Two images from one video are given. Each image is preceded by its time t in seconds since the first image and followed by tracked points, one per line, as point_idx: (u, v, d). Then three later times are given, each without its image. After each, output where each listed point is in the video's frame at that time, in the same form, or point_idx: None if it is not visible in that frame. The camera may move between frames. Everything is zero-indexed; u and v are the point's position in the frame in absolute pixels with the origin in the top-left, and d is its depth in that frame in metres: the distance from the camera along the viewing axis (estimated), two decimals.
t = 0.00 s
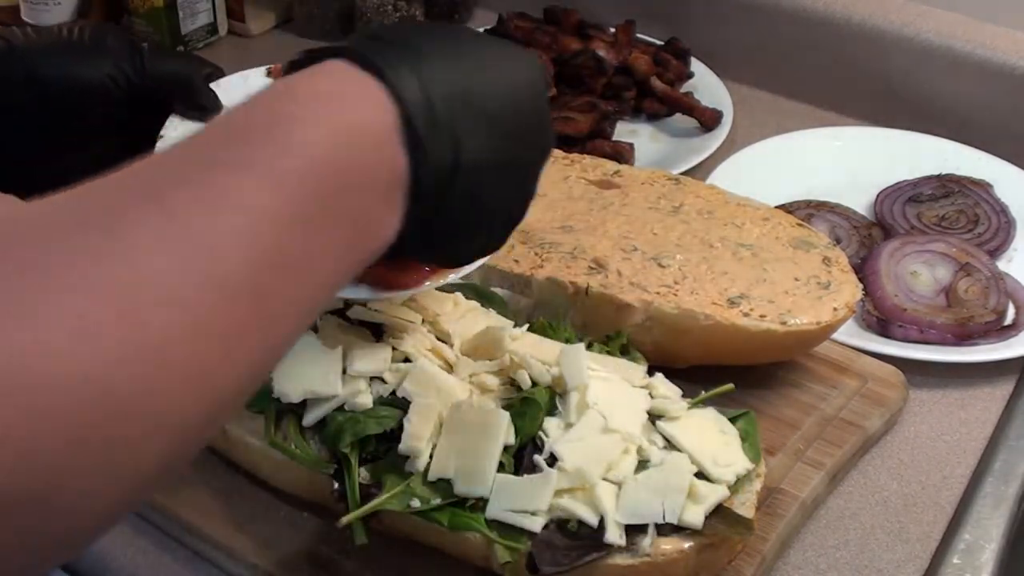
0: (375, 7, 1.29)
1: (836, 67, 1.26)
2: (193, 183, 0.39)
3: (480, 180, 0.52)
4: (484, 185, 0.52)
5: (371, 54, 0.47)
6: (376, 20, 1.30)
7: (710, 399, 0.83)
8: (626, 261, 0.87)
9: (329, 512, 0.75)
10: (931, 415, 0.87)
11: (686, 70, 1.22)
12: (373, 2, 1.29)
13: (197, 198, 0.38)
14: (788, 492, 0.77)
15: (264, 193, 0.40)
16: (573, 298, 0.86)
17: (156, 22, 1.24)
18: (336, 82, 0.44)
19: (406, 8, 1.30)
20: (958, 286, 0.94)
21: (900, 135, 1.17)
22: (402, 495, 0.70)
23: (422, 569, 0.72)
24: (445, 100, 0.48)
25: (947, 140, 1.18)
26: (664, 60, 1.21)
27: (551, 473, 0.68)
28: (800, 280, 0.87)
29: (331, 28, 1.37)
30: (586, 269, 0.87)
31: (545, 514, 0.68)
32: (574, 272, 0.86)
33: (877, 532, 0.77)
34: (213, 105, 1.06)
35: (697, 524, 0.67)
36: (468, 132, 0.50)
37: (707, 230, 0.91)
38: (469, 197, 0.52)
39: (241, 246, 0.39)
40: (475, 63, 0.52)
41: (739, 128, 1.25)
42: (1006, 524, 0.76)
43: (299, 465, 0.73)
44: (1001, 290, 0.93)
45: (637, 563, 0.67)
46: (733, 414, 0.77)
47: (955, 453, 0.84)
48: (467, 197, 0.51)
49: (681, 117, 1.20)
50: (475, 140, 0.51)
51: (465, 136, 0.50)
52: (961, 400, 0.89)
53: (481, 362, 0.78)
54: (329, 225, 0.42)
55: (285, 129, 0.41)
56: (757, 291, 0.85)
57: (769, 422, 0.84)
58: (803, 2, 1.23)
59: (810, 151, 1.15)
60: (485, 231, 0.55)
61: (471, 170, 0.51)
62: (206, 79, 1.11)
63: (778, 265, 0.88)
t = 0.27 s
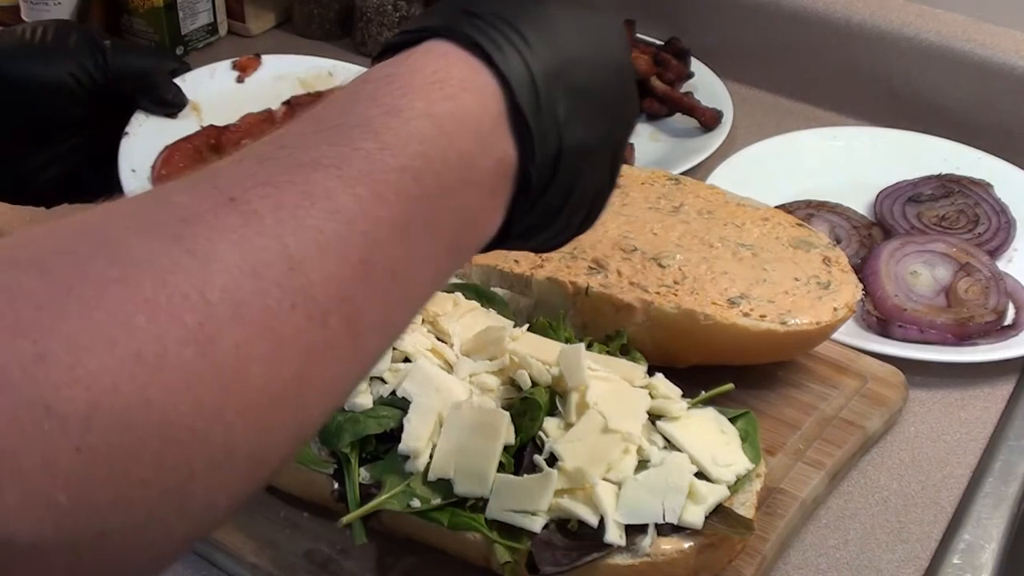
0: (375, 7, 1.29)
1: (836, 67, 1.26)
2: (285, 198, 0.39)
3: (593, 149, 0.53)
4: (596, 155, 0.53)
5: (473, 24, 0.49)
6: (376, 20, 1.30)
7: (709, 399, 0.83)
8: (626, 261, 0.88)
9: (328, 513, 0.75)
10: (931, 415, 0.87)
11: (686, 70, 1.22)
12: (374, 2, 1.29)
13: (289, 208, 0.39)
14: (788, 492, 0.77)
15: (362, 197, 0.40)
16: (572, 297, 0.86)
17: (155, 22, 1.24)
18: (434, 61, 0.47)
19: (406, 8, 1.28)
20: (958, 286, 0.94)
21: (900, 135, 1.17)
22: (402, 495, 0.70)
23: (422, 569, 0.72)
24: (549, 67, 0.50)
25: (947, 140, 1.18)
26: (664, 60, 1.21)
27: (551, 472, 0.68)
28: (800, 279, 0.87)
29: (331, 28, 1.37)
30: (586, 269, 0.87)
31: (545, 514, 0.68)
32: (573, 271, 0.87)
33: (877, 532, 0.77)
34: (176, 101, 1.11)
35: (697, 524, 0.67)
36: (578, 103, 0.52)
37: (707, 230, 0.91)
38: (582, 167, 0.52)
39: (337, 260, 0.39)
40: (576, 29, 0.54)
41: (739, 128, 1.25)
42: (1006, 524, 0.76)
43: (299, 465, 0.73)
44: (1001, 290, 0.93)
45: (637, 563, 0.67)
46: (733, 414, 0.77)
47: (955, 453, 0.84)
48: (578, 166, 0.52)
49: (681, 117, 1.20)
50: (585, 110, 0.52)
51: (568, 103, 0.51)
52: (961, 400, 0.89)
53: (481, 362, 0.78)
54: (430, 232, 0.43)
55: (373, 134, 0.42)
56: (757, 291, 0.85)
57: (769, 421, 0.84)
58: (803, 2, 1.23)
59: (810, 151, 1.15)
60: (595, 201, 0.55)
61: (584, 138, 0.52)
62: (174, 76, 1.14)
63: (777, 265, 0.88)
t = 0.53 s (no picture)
0: (375, 7, 1.29)
1: (836, 67, 1.26)
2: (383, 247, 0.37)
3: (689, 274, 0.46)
4: (692, 282, 0.47)
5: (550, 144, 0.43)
6: (376, 19, 1.30)
7: (710, 399, 0.83)
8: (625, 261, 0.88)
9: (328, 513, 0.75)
10: (931, 415, 0.87)
11: (686, 70, 1.22)
12: (374, 2, 1.29)
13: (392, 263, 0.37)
14: (788, 492, 0.77)
15: (473, 254, 0.38)
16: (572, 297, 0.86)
17: (156, 22, 1.24)
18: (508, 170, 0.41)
19: (406, 9, 1.31)
20: (958, 286, 0.94)
21: (901, 135, 1.17)
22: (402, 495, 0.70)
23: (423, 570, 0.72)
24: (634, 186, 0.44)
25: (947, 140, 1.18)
26: (664, 60, 1.21)
27: (550, 472, 0.68)
28: (800, 279, 0.87)
29: (331, 28, 1.37)
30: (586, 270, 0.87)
31: (545, 514, 0.68)
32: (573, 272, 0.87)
33: (877, 532, 0.77)
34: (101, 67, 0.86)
35: (696, 524, 0.68)
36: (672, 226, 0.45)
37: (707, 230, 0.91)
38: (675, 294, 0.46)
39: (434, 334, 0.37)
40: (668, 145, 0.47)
41: (739, 128, 1.25)
42: (1006, 524, 0.76)
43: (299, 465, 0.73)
44: (1001, 290, 0.93)
45: (638, 563, 0.67)
46: (733, 414, 0.77)
47: (955, 453, 0.84)
48: (680, 295, 0.46)
49: (680, 117, 1.20)
50: (681, 236, 0.46)
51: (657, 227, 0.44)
52: (961, 400, 0.89)
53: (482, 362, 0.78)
54: (547, 311, 0.40)
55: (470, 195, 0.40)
56: (757, 291, 0.85)
57: (770, 422, 0.84)
58: (803, 2, 1.23)
59: (810, 151, 1.15)
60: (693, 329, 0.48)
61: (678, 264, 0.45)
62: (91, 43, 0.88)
63: (777, 265, 0.88)
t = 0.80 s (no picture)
0: (375, 7, 1.29)
1: (837, 68, 1.26)
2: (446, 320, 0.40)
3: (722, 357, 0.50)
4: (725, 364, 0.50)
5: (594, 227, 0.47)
6: (376, 19, 1.30)
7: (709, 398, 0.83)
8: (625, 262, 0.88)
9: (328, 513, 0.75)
10: (931, 415, 0.87)
11: (686, 70, 1.22)
12: (374, 2, 1.29)
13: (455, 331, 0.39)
14: (788, 491, 0.77)
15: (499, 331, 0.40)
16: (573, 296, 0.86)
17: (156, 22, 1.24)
18: (556, 246, 0.45)
19: (406, 9, 1.31)
20: (958, 286, 0.94)
21: (901, 135, 1.17)
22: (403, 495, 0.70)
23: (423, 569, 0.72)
24: (673, 265, 0.48)
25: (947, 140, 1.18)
26: (664, 60, 1.21)
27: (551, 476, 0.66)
28: (800, 279, 0.87)
29: (331, 28, 1.37)
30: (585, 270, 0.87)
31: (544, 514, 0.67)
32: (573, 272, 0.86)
33: (877, 532, 0.77)
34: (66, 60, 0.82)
35: (696, 524, 0.68)
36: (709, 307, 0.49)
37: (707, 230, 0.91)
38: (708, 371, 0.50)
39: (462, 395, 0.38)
40: (703, 234, 0.51)
41: (739, 128, 1.25)
42: (1006, 524, 0.76)
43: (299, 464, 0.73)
44: (1001, 290, 0.93)
45: (638, 563, 0.67)
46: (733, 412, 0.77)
47: (955, 453, 0.84)
48: (708, 371, 0.49)
49: (681, 117, 1.20)
50: (716, 318, 0.50)
51: (695, 304, 0.48)
52: (961, 400, 0.89)
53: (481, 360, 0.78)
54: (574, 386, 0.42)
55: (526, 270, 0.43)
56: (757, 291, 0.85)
57: (770, 421, 0.84)
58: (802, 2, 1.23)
59: (810, 151, 1.15)
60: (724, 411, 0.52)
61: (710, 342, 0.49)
62: (54, 35, 0.84)
63: (777, 265, 0.88)
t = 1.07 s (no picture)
0: (375, 7, 1.29)
1: (836, 68, 1.26)
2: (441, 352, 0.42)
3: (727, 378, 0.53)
4: (736, 383, 0.53)
5: (586, 261, 0.50)
6: (376, 19, 1.30)
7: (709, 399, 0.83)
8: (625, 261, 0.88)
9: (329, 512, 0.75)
10: (931, 415, 0.87)
11: (686, 70, 1.22)
12: (374, 2, 1.29)
13: (452, 364, 0.42)
14: (789, 492, 0.77)
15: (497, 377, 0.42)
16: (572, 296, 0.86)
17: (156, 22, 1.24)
18: (552, 284, 0.48)
19: (406, 9, 1.30)
20: (958, 286, 0.94)
21: (901, 136, 1.17)
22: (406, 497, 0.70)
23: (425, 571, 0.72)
24: (664, 291, 0.51)
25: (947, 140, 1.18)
26: (664, 60, 1.21)
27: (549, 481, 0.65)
28: (800, 279, 0.87)
29: (331, 28, 1.37)
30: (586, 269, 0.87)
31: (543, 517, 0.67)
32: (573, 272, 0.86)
33: (877, 532, 0.77)
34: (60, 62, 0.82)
35: (697, 524, 0.67)
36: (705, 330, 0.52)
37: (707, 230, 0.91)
38: (715, 392, 0.52)
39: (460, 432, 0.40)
40: (703, 258, 0.54)
41: (739, 128, 1.25)
42: (1007, 524, 0.76)
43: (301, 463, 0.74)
44: (1001, 290, 0.93)
45: (637, 564, 0.68)
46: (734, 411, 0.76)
47: (955, 453, 0.84)
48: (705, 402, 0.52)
49: (681, 117, 1.20)
50: (717, 340, 0.53)
51: (689, 328, 0.51)
52: (961, 400, 0.89)
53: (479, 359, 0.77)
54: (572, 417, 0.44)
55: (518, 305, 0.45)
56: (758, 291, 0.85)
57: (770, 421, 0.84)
58: (802, 2, 1.23)
59: (810, 151, 1.15)
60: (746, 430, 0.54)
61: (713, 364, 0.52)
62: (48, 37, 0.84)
63: (777, 265, 0.88)
